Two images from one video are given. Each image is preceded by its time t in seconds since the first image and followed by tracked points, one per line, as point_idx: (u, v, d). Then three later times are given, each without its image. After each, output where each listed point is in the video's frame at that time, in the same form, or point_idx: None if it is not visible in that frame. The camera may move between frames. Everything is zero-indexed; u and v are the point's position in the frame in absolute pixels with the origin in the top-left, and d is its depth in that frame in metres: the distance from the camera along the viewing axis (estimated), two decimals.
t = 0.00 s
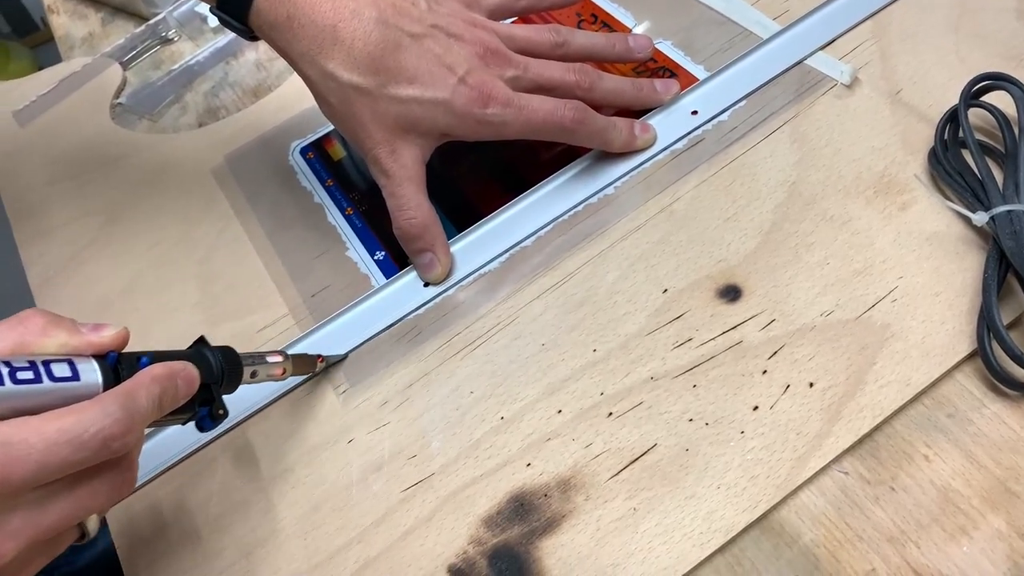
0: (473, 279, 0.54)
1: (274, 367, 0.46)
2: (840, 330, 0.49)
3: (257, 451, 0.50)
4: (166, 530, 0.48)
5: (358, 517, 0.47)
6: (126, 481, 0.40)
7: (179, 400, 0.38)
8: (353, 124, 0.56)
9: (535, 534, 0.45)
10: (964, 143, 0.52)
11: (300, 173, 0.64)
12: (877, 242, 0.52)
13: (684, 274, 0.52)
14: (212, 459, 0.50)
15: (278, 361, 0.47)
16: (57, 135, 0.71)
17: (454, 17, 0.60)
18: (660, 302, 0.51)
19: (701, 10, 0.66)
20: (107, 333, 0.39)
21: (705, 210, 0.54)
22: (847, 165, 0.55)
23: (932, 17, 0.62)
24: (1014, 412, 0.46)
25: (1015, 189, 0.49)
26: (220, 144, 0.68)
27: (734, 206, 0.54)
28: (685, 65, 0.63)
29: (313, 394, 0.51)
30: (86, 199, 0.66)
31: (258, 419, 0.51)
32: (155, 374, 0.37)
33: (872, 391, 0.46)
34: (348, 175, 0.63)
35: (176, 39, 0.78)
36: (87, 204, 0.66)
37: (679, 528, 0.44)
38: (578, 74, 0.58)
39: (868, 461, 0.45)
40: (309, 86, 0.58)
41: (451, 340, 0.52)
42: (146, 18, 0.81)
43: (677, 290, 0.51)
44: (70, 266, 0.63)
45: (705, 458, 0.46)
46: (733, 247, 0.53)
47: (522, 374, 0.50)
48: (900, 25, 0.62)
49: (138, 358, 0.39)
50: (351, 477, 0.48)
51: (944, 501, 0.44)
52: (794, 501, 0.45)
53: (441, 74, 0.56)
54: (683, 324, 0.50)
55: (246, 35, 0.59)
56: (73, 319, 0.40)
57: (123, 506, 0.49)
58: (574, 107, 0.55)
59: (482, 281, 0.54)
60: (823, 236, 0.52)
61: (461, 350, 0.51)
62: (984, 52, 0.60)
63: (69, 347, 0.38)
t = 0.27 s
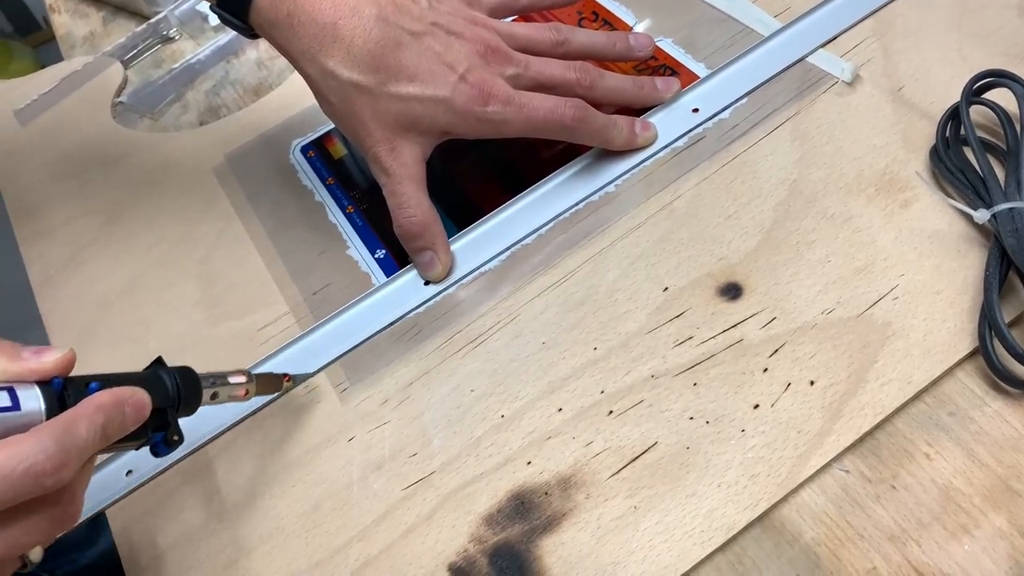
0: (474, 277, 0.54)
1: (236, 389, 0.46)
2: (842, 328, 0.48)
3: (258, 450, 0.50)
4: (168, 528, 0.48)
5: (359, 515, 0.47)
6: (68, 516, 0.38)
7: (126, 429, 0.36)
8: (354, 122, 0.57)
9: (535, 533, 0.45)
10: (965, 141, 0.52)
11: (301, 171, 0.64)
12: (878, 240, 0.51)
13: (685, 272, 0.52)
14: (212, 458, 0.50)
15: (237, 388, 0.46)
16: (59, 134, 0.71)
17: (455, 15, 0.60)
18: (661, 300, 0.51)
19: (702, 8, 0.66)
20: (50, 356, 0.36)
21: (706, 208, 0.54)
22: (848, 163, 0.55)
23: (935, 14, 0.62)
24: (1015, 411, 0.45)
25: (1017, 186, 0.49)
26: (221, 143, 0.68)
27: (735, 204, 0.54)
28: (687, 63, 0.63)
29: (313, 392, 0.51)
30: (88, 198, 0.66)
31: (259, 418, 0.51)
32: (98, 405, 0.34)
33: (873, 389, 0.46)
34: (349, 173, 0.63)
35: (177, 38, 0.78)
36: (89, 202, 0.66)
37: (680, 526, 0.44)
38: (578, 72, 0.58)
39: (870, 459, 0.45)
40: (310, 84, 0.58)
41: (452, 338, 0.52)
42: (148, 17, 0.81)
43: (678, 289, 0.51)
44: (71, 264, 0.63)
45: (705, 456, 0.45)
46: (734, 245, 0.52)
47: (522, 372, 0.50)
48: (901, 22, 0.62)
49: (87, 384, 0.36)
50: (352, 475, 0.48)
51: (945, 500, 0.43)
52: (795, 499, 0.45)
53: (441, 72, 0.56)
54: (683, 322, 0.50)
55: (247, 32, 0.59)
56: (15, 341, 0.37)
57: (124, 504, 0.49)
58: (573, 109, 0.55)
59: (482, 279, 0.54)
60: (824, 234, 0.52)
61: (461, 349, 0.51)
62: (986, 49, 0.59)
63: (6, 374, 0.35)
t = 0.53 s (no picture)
0: (471, 277, 0.54)
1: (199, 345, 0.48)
2: (840, 326, 0.48)
3: (256, 449, 0.50)
4: (166, 527, 0.48)
5: (356, 515, 0.47)
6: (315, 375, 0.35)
7: (474, 157, 0.32)
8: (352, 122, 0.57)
9: (533, 533, 0.45)
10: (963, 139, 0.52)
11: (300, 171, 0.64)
12: (875, 239, 0.51)
13: (682, 272, 0.52)
14: (210, 457, 0.50)
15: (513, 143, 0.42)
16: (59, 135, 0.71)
17: (452, 15, 0.60)
18: (659, 300, 0.51)
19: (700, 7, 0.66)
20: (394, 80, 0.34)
21: (704, 207, 0.54)
22: (847, 162, 0.55)
23: (934, 13, 0.61)
24: (1012, 409, 0.45)
25: (1014, 186, 0.49)
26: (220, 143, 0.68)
27: (733, 203, 0.54)
28: (685, 62, 0.63)
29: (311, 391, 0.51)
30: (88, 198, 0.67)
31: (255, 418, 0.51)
32: (447, 129, 0.30)
33: (870, 389, 0.46)
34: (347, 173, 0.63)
35: (176, 39, 0.78)
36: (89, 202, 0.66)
37: (677, 526, 0.44)
38: (576, 72, 0.58)
39: (867, 458, 0.45)
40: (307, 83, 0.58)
41: (449, 338, 0.52)
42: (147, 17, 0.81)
43: (675, 288, 0.51)
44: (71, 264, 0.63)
45: (702, 456, 0.45)
46: (732, 244, 0.52)
47: (520, 371, 0.50)
48: (900, 21, 0.62)
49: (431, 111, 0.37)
50: (350, 474, 0.48)
51: (943, 499, 0.43)
52: (792, 499, 0.45)
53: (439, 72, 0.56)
54: (681, 321, 0.50)
55: (245, 31, 0.59)
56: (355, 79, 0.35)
57: (122, 504, 0.49)
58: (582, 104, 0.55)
59: (480, 278, 0.54)
60: (822, 233, 0.52)
61: (459, 348, 0.51)
62: (985, 48, 0.59)
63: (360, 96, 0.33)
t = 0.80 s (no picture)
0: (467, 283, 0.55)
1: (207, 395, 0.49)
2: (834, 332, 0.49)
3: (254, 455, 0.50)
4: (164, 533, 0.48)
5: (353, 521, 0.47)
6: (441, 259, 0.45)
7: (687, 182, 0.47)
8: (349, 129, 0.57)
9: (529, 539, 0.45)
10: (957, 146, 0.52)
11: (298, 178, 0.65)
12: (870, 244, 0.52)
13: (678, 278, 0.52)
14: (208, 463, 0.50)
15: (667, 123, 0.43)
16: (58, 143, 0.71)
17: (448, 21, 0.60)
18: (655, 306, 0.51)
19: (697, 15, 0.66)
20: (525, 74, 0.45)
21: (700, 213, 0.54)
22: (842, 167, 0.55)
23: (929, 19, 0.61)
24: (1007, 415, 0.46)
25: (1008, 192, 0.49)
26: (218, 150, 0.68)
27: (728, 209, 0.54)
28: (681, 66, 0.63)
29: (309, 398, 0.52)
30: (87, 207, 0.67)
31: (253, 424, 0.51)
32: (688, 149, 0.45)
33: (865, 395, 0.46)
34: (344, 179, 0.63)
35: (174, 45, 0.78)
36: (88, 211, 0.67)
37: (672, 532, 0.44)
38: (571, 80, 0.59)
39: (862, 464, 0.45)
40: (304, 90, 0.59)
41: (446, 344, 0.52)
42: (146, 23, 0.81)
43: (671, 294, 0.51)
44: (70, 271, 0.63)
45: (697, 462, 0.46)
46: (728, 250, 0.53)
47: (517, 378, 0.50)
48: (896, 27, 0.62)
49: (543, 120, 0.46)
50: (347, 481, 0.48)
51: (937, 504, 0.44)
52: (787, 505, 0.45)
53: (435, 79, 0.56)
54: (676, 328, 0.50)
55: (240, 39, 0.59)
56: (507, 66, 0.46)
57: (121, 511, 0.49)
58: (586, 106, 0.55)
59: (477, 285, 0.54)
60: (817, 238, 0.52)
61: (456, 355, 0.52)
62: (981, 54, 0.59)
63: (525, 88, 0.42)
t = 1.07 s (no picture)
0: (469, 289, 0.55)
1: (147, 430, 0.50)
2: (833, 337, 0.49)
3: (257, 459, 0.50)
4: (169, 537, 0.49)
5: (356, 525, 0.47)
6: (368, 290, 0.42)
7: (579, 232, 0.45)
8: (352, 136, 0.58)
9: (531, 542, 0.45)
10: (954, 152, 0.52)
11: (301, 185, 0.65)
12: (868, 250, 0.52)
13: (678, 283, 0.52)
14: (212, 468, 0.51)
15: (559, 172, 0.40)
16: (62, 150, 0.72)
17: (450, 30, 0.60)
18: (655, 311, 0.52)
19: (697, 23, 0.66)
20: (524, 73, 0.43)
21: (700, 219, 0.55)
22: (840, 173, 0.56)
23: (927, 27, 0.62)
24: (1004, 418, 0.46)
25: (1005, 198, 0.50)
26: (221, 158, 0.69)
27: (727, 216, 0.55)
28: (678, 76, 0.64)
29: (312, 402, 0.52)
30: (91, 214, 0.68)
31: (257, 428, 0.52)
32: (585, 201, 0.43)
33: (863, 399, 0.47)
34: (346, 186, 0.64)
35: (178, 54, 0.79)
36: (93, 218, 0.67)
37: (673, 535, 0.44)
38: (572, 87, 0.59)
39: (861, 466, 0.46)
40: (307, 98, 0.59)
41: (447, 349, 0.53)
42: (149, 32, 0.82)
43: (671, 299, 0.52)
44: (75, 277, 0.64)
45: (697, 466, 0.46)
46: (727, 256, 0.53)
47: (518, 382, 0.50)
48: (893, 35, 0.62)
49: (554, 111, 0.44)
50: (350, 485, 0.49)
51: (935, 506, 0.44)
52: (786, 507, 0.45)
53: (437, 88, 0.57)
54: (676, 332, 0.51)
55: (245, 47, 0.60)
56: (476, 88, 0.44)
57: (127, 514, 0.50)
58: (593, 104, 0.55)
59: (478, 291, 0.55)
60: (815, 244, 0.53)
61: (458, 360, 0.52)
62: (977, 62, 0.60)
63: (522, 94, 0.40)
